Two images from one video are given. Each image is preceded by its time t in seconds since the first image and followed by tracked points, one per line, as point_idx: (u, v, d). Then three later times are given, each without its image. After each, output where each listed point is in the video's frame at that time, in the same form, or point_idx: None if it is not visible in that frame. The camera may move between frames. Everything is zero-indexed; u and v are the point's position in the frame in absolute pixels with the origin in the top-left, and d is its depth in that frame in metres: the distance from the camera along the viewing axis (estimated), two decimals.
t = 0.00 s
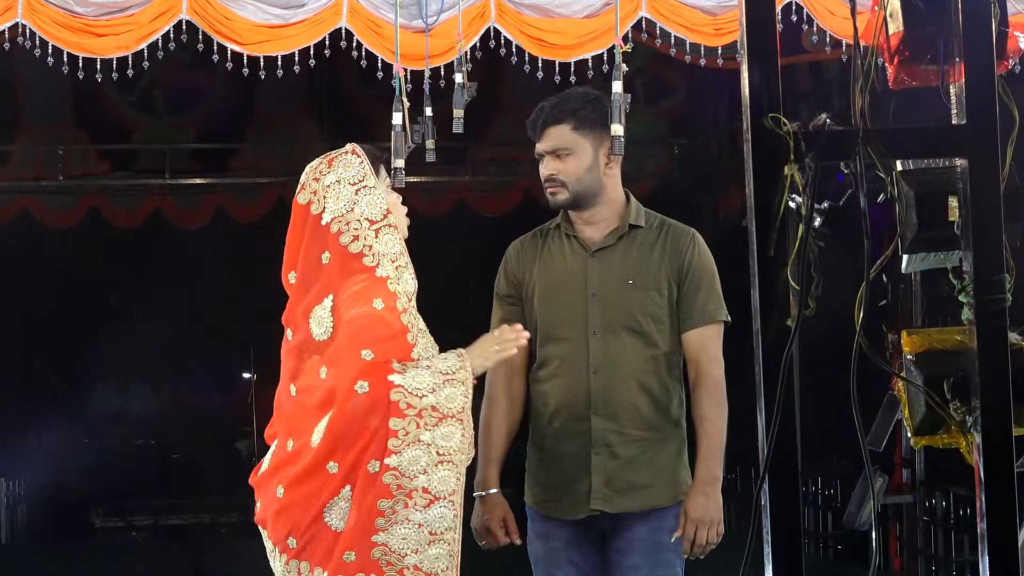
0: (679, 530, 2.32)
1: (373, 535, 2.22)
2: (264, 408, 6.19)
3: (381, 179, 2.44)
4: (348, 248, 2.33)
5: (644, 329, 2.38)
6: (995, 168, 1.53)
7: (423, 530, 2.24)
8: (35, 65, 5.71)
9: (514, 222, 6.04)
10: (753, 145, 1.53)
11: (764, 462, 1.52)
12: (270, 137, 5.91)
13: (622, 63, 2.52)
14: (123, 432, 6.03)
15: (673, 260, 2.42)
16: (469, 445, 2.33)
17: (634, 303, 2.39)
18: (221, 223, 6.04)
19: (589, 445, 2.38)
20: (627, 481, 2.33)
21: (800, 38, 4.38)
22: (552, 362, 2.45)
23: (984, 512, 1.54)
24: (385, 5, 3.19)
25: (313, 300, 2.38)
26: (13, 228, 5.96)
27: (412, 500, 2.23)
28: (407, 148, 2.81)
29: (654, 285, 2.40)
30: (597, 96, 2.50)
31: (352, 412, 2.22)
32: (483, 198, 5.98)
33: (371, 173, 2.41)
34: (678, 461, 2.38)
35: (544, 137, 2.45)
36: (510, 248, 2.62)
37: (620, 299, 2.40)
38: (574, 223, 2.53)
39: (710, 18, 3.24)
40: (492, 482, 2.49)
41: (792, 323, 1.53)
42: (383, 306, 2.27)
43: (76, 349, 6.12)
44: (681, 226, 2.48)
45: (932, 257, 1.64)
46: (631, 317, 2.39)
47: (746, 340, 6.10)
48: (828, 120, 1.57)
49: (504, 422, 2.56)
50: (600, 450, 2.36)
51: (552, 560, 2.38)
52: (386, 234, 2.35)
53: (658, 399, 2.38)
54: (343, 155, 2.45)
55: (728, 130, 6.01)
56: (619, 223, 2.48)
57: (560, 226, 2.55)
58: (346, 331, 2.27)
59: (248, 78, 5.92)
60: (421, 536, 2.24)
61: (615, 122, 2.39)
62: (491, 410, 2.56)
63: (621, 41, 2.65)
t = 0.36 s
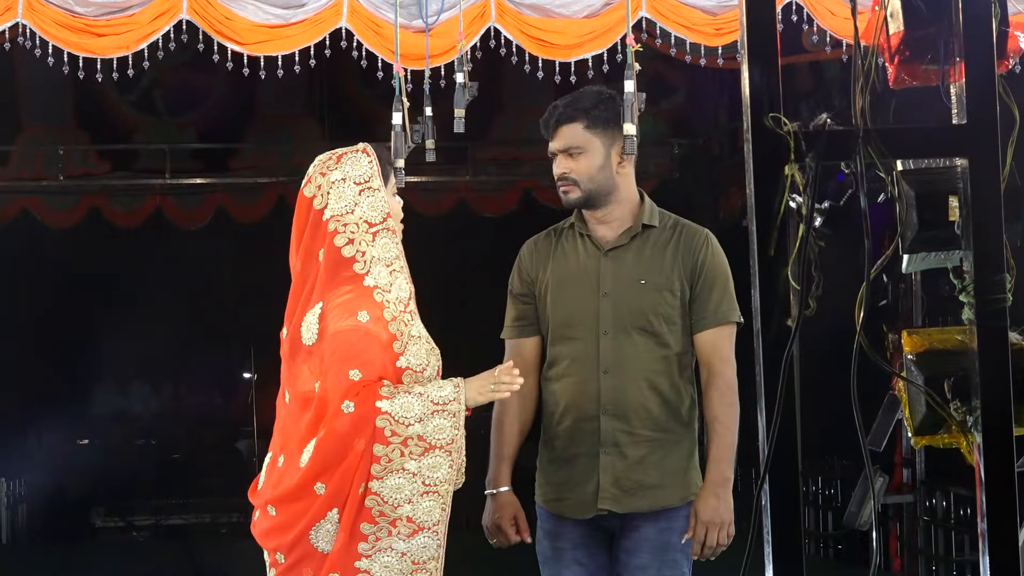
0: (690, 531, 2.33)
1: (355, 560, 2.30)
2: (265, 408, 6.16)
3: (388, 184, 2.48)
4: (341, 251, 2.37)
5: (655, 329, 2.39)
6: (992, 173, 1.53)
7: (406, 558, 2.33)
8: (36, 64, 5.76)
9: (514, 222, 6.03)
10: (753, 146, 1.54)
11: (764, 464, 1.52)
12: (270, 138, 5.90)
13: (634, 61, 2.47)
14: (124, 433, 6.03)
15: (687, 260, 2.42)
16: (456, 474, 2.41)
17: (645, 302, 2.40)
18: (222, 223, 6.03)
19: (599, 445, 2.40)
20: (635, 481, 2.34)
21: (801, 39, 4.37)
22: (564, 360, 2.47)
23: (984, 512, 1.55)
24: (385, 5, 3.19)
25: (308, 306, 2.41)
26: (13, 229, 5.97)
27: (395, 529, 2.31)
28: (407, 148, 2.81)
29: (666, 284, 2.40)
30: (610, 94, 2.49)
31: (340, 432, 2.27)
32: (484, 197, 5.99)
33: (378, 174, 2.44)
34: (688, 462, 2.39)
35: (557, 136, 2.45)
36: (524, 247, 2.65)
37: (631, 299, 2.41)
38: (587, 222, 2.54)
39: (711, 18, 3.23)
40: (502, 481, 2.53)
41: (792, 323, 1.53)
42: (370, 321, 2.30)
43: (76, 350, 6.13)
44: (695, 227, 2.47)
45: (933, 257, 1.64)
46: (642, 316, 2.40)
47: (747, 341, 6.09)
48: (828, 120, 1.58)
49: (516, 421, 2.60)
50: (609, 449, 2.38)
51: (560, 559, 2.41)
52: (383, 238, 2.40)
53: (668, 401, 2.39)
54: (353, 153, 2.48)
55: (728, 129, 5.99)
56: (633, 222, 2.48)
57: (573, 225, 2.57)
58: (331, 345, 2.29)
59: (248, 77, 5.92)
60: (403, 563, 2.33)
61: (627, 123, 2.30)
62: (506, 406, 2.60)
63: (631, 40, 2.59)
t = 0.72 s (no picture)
0: (694, 531, 2.32)
1: (351, 562, 2.31)
2: (262, 409, 6.15)
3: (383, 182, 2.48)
4: (336, 249, 2.37)
5: (661, 329, 2.39)
6: (991, 173, 1.53)
7: (401, 561, 2.33)
8: (34, 65, 5.75)
9: (511, 223, 6.04)
10: (751, 145, 1.54)
11: (760, 463, 1.54)
12: (267, 138, 5.90)
13: (643, 60, 2.41)
14: (123, 432, 6.02)
15: (693, 259, 2.41)
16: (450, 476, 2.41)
17: (650, 302, 2.40)
18: (220, 223, 6.03)
19: (604, 445, 2.41)
20: (640, 482, 2.35)
21: (798, 39, 4.38)
22: (571, 361, 2.48)
23: (982, 513, 1.55)
24: (383, 5, 3.17)
25: (304, 305, 2.40)
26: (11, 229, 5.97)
27: (391, 531, 2.32)
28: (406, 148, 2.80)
29: (672, 284, 2.40)
30: (620, 96, 2.49)
31: (338, 434, 2.27)
32: (482, 197, 5.98)
33: (372, 173, 2.44)
34: (693, 464, 2.38)
35: (565, 135, 2.47)
36: (533, 247, 2.66)
37: (637, 298, 2.41)
38: (595, 222, 2.54)
39: (709, 18, 3.23)
40: (510, 480, 2.54)
41: (790, 323, 1.53)
42: (365, 321, 2.30)
43: (74, 351, 6.11)
44: (702, 227, 2.46)
45: (931, 257, 1.64)
46: (648, 316, 2.40)
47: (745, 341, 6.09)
48: (825, 120, 1.58)
49: (523, 421, 2.60)
50: (614, 450, 2.39)
51: (566, 558, 2.43)
52: (380, 236, 2.41)
53: (674, 401, 2.39)
54: (347, 153, 2.48)
55: (726, 130, 6.01)
56: (640, 222, 2.48)
57: (582, 225, 2.57)
58: (327, 346, 2.28)
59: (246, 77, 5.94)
60: (398, 566, 2.33)
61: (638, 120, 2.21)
62: (514, 406, 2.62)
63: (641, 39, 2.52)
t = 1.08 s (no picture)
0: (699, 532, 2.31)
1: (356, 562, 2.32)
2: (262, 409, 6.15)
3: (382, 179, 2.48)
4: (336, 245, 2.37)
5: (667, 329, 2.39)
6: (991, 173, 1.53)
7: (405, 561, 2.34)
8: (33, 65, 5.75)
9: (509, 223, 6.05)
10: (750, 145, 1.54)
11: (760, 464, 1.53)
12: (266, 138, 5.90)
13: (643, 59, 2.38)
14: (123, 432, 6.02)
15: (700, 259, 2.41)
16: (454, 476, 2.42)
17: (657, 302, 2.41)
18: (219, 224, 6.03)
19: (611, 445, 2.41)
20: (646, 482, 2.35)
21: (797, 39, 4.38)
22: (578, 361, 2.49)
23: (982, 513, 1.55)
24: (382, 5, 3.18)
25: (304, 302, 2.40)
26: (11, 229, 5.97)
27: (396, 531, 2.33)
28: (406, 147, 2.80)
29: (679, 284, 2.40)
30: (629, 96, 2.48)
31: (344, 432, 2.26)
32: (481, 197, 5.97)
33: (372, 170, 2.44)
34: (701, 465, 2.37)
35: (577, 136, 2.46)
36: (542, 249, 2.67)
37: (644, 298, 2.42)
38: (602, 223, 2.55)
39: (708, 18, 3.23)
40: (517, 482, 2.54)
41: (790, 323, 1.53)
42: (366, 317, 2.30)
43: (73, 349, 6.11)
44: (710, 227, 2.46)
45: (930, 257, 1.64)
46: (655, 316, 2.40)
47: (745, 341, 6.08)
48: (825, 120, 1.58)
49: (531, 422, 2.61)
50: (621, 450, 2.39)
51: (571, 558, 2.43)
52: (378, 233, 2.40)
53: (681, 401, 2.38)
54: (348, 149, 2.48)
55: (725, 130, 6.01)
56: (647, 222, 2.48)
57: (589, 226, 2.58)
58: (332, 345, 2.27)
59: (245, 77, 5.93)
60: (403, 566, 2.34)
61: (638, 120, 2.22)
62: (521, 407, 2.62)
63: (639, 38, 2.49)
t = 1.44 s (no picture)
0: (712, 528, 2.38)
1: (368, 551, 2.39)
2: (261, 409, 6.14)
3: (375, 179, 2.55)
4: (338, 242, 2.45)
5: (677, 328, 2.44)
6: (990, 173, 1.53)
7: (417, 552, 2.42)
8: (32, 65, 5.75)
9: (508, 223, 6.03)
10: (749, 145, 1.54)
11: (759, 465, 1.53)
12: (264, 139, 5.90)
13: (635, 59, 2.39)
14: (123, 432, 6.01)
15: (707, 258, 2.47)
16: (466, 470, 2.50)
17: (667, 300, 2.45)
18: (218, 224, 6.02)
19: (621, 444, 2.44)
20: (659, 481, 2.38)
21: (796, 39, 4.38)
22: (585, 361, 2.51)
23: (981, 513, 1.55)
24: (381, 5, 3.18)
25: (309, 295, 2.47)
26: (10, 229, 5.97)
27: (410, 522, 2.41)
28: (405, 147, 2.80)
29: (688, 283, 2.45)
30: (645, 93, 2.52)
31: (361, 420, 2.34)
32: (481, 198, 5.97)
33: (365, 170, 2.52)
34: (709, 463, 2.43)
35: (614, 128, 2.43)
36: (542, 248, 2.67)
37: (653, 297, 2.45)
38: (607, 223, 2.58)
39: (707, 18, 3.23)
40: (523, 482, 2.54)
41: (789, 323, 1.53)
42: (377, 306, 2.37)
43: (72, 352, 6.05)
44: (713, 226, 2.52)
45: (929, 257, 1.63)
46: (665, 314, 2.44)
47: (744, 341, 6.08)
48: (824, 120, 1.57)
49: (535, 421, 2.62)
50: (631, 449, 2.42)
51: (576, 558, 2.45)
52: (374, 232, 2.47)
53: (690, 399, 2.43)
54: (340, 150, 2.55)
55: (724, 130, 6.01)
56: (652, 222, 2.53)
57: (594, 225, 2.60)
58: (344, 334, 2.35)
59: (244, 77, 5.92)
60: (415, 557, 2.43)
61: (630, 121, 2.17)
62: (524, 407, 2.62)
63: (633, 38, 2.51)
